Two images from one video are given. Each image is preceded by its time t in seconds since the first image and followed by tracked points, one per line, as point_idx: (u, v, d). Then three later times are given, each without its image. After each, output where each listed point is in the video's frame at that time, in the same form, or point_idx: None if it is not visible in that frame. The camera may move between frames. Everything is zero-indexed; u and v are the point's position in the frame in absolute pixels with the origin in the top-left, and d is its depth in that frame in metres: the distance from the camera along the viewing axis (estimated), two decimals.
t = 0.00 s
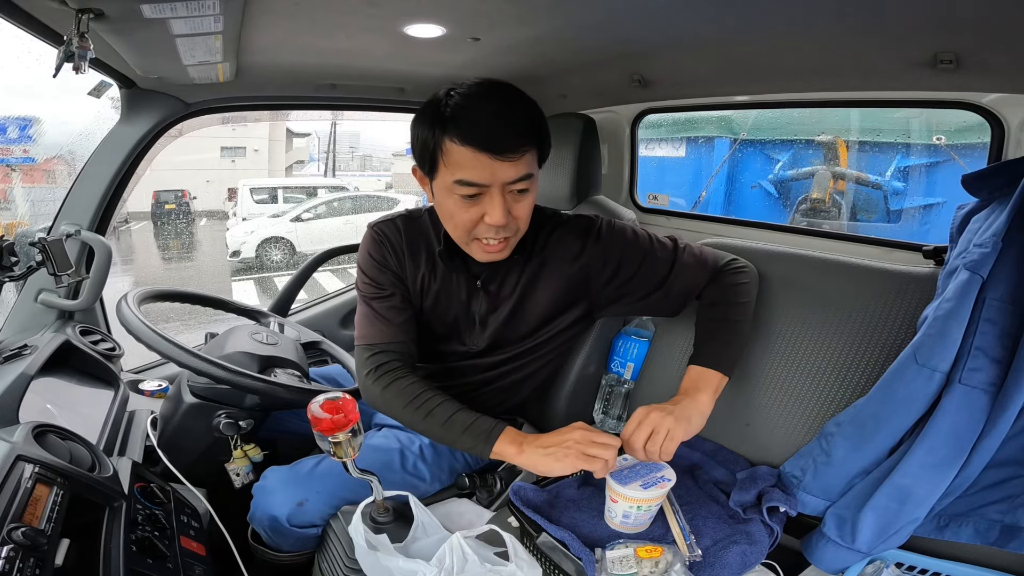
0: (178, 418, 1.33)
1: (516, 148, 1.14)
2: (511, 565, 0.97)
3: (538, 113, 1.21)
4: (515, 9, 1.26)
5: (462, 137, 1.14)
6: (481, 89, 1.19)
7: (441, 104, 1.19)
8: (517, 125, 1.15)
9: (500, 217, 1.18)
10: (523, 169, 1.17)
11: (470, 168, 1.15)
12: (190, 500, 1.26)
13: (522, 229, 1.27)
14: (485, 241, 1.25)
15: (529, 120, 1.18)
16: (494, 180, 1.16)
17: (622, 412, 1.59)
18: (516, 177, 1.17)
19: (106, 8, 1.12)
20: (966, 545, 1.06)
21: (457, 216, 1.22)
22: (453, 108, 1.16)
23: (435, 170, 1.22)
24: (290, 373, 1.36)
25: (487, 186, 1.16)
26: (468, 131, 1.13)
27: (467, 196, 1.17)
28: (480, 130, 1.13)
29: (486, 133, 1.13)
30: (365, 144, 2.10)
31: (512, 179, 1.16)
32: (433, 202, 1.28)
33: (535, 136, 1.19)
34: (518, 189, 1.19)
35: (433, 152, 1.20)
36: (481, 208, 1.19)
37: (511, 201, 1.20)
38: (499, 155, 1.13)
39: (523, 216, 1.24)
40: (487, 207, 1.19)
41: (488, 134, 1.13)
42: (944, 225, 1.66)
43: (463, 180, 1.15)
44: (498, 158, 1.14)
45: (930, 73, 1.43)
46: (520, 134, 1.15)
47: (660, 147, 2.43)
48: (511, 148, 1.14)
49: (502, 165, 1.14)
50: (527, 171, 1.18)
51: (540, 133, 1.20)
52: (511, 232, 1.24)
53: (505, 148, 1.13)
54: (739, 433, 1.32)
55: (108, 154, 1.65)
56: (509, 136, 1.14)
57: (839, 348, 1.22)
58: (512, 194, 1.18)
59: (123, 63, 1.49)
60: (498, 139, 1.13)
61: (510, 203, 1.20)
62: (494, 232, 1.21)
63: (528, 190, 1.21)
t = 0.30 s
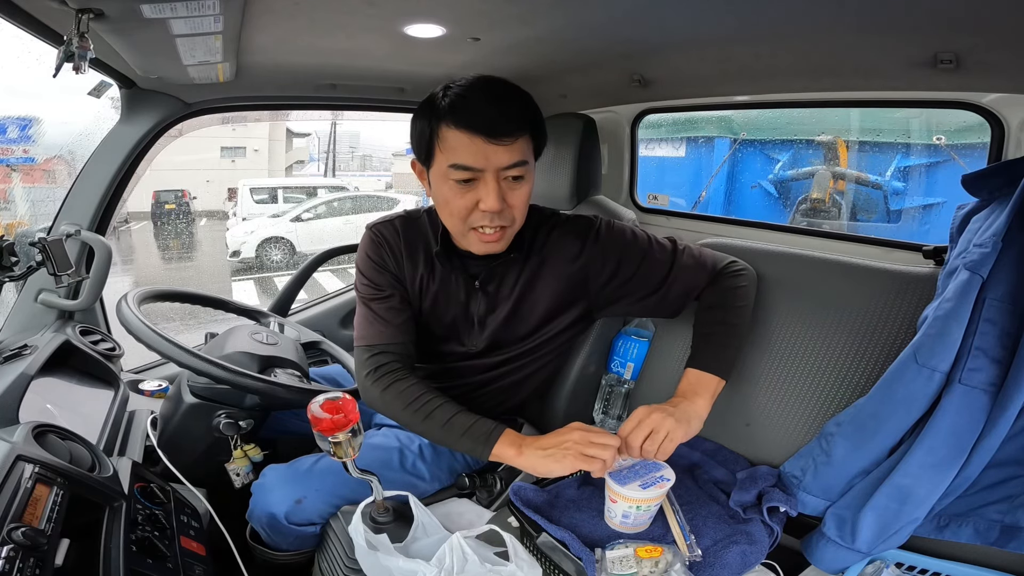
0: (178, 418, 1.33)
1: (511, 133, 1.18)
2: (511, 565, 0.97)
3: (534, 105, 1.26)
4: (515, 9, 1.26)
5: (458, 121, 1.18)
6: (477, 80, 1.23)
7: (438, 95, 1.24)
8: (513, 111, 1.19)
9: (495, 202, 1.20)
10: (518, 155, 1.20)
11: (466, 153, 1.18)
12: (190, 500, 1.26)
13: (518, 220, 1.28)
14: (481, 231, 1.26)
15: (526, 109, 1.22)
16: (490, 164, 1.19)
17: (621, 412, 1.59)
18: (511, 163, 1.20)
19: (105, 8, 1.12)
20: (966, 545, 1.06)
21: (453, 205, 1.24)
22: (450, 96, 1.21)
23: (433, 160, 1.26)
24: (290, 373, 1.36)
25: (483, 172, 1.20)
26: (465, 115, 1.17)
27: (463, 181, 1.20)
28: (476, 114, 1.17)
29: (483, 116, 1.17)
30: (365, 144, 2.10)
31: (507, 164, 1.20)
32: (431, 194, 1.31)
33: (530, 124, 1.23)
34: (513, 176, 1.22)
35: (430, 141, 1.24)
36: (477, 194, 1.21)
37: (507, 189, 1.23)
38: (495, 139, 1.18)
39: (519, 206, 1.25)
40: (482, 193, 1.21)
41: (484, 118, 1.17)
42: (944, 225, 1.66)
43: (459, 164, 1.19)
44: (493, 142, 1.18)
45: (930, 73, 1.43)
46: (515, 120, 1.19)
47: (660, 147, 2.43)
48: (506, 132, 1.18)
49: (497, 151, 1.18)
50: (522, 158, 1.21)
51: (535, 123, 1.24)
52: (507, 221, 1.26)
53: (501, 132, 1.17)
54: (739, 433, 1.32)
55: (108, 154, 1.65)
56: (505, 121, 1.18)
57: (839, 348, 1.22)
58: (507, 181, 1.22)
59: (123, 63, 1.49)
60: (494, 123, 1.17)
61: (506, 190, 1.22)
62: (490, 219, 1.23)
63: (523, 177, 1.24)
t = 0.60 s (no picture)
0: (177, 418, 1.33)
1: (512, 123, 1.22)
2: (511, 565, 0.97)
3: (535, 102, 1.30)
4: (516, 9, 1.26)
5: (460, 111, 1.21)
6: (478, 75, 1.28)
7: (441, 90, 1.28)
8: (513, 103, 1.23)
9: (493, 191, 1.23)
10: (517, 146, 1.23)
11: (465, 142, 1.22)
12: (190, 500, 1.26)
13: (516, 214, 1.30)
14: (479, 223, 1.27)
15: (527, 102, 1.26)
16: (490, 153, 1.22)
17: (622, 412, 1.56)
18: (510, 153, 1.23)
19: (105, 8, 1.12)
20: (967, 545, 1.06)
21: (452, 195, 1.26)
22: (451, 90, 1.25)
23: (434, 152, 1.29)
24: (290, 373, 1.36)
25: (481, 162, 1.23)
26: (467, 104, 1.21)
27: (461, 170, 1.23)
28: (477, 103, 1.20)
29: (485, 106, 1.21)
30: (365, 144, 2.10)
31: (506, 154, 1.23)
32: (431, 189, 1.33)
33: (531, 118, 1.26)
34: (512, 167, 1.24)
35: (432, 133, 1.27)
36: (476, 184, 1.24)
37: (505, 180, 1.25)
38: (493, 129, 1.21)
39: (518, 199, 1.27)
40: (481, 182, 1.23)
41: (485, 107, 1.20)
42: (944, 225, 1.66)
43: (458, 153, 1.22)
44: (493, 131, 1.21)
45: (930, 73, 1.43)
46: (515, 111, 1.22)
47: (660, 147, 2.43)
48: (506, 122, 1.21)
49: (495, 140, 1.21)
50: (522, 149, 1.24)
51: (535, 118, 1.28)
52: (505, 214, 1.27)
53: (501, 121, 1.21)
54: (739, 432, 1.32)
55: (107, 154, 1.65)
56: (505, 111, 1.21)
57: (838, 348, 1.22)
58: (505, 171, 1.24)
59: (123, 63, 1.49)
60: (495, 112, 1.21)
61: (505, 181, 1.25)
62: (489, 209, 1.24)
63: (523, 169, 1.26)
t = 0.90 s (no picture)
0: (177, 418, 1.33)
1: (502, 114, 1.29)
2: (511, 565, 0.97)
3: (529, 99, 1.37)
4: (516, 9, 1.26)
5: (453, 103, 1.28)
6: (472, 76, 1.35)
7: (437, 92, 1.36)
8: (504, 96, 1.29)
9: (484, 179, 1.28)
10: (508, 136, 1.30)
11: (458, 132, 1.29)
12: (190, 500, 1.26)
13: (509, 205, 1.34)
14: (472, 213, 1.31)
15: (519, 97, 1.33)
16: (481, 142, 1.29)
17: (622, 412, 1.57)
18: (500, 142, 1.30)
19: (105, 8, 1.12)
20: (967, 546, 1.06)
21: (446, 186, 1.32)
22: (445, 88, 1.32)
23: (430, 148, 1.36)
24: (290, 373, 1.36)
25: (473, 151, 1.30)
26: (459, 96, 1.28)
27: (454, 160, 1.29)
28: (469, 95, 1.27)
29: (477, 98, 1.27)
30: (365, 144, 2.10)
31: (497, 144, 1.29)
32: (428, 185, 1.39)
33: (523, 112, 1.33)
34: (503, 157, 1.31)
35: (428, 129, 1.35)
36: (469, 172, 1.30)
37: (496, 170, 1.31)
38: (485, 120, 1.28)
39: (509, 189, 1.32)
40: (474, 171, 1.29)
41: (477, 98, 1.27)
42: (944, 225, 1.66)
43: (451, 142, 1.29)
44: (484, 122, 1.28)
45: (930, 73, 1.43)
46: (506, 103, 1.29)
47: (660, 147, 2.43)
48: (497, 112, 1.28)
49: (486, 131, 1.28)
50: (512, 139, 1.30)
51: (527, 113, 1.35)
52: (497, 205, 1.32)
53: (492, 112, 1.28)
54: (739, 432, 1.32)
55: (107, 154, 1.65)
56: (496, 103, 1.28)
57: (838, 347, 1.22)
58: (496, 161, 1.30)
59: (123, 63, 1.49)
60: (487, 103, 1.28)
61: (496, 170, 1.30)
62: (480, 197, 1.29)
63: (514, 160, 1.32)
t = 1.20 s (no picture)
0: (177, 418, 1.33)
1: (500, 111, 1.29)
2: (512, 565, 0.97)
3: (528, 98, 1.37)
4: (516, 9, 1.26)
5: (452, 101, 1.29)
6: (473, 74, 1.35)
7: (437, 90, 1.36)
8: (503, 94, 1.30)
9: (481, 176, 1.28)
10: (506, 133, 1.30)
11: (456, 129, 1.29)
12: (190, 500, 1.26)
13: (507, 202, 1.34)
14: (469, 209, 1.31)
15: (518, 96, 1.33)
16: (479, 139, 1.29)
17: (622, 412, 1.57)
18: (499, 139, 1.30)
19: (105, 8, 1.12)
20: (968, 546, 1.06)
21: (444, 182, 1.32)
22: (444, 86, 1.32)
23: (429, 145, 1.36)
24: (290, 373, 1.36)
25: (471, 148, 1.30)
26: (458, 94, 1.28)
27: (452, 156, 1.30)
28: (467, 92, 1.28)
29: (476, 95, 1.28)
30: (365, 144, 2.10)
31: (495, 140, 1.30)
32: (427, 182, 1.39)
33: (522, 111, 1.34)
34: (501, 154, 1.30)
35: (427, 127, 1.35)
36: (466, 169, 1.30)
37: (494, 167, 1.31)
38: (483, 117, 1.28)
39: (507, 185, 1.32)
40: (471, 167, 1.29)
41: (476, 95, 1.27)
42: (944, 225, 1.66)
43: (449, 139, 1.29)
44: (483, 118, 1.28)
45: (930, 73, 1.43)
46: (504, 100, 1.30)
47: (660, 147, 2.43)
48: (495, 110, 1.28)
49: (484, 128, 1.29)
50: (510, 136, 1.31)
51: (527, 111, 1.35)
52: (495, 202, 1.31)
53: (491, 110, 1.28)
54: (739, 432, 1.32)
55: (107, 154, 1.65)
56: (495, 100, 1.28)
57: (838, 347, 1.22)
58: (494, 158, 1.30)
59: (123, 63, 1.49)
60: (486, 101, 1.28)
61: (494, 168, 1.30)
62: (478, 193, 1.29)
63: (512, 157, 1.32)
